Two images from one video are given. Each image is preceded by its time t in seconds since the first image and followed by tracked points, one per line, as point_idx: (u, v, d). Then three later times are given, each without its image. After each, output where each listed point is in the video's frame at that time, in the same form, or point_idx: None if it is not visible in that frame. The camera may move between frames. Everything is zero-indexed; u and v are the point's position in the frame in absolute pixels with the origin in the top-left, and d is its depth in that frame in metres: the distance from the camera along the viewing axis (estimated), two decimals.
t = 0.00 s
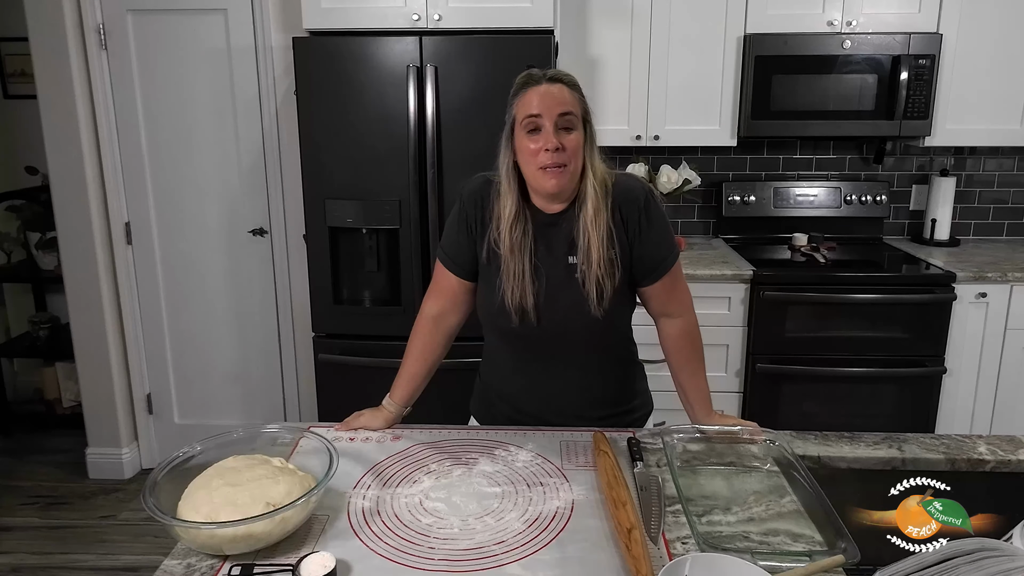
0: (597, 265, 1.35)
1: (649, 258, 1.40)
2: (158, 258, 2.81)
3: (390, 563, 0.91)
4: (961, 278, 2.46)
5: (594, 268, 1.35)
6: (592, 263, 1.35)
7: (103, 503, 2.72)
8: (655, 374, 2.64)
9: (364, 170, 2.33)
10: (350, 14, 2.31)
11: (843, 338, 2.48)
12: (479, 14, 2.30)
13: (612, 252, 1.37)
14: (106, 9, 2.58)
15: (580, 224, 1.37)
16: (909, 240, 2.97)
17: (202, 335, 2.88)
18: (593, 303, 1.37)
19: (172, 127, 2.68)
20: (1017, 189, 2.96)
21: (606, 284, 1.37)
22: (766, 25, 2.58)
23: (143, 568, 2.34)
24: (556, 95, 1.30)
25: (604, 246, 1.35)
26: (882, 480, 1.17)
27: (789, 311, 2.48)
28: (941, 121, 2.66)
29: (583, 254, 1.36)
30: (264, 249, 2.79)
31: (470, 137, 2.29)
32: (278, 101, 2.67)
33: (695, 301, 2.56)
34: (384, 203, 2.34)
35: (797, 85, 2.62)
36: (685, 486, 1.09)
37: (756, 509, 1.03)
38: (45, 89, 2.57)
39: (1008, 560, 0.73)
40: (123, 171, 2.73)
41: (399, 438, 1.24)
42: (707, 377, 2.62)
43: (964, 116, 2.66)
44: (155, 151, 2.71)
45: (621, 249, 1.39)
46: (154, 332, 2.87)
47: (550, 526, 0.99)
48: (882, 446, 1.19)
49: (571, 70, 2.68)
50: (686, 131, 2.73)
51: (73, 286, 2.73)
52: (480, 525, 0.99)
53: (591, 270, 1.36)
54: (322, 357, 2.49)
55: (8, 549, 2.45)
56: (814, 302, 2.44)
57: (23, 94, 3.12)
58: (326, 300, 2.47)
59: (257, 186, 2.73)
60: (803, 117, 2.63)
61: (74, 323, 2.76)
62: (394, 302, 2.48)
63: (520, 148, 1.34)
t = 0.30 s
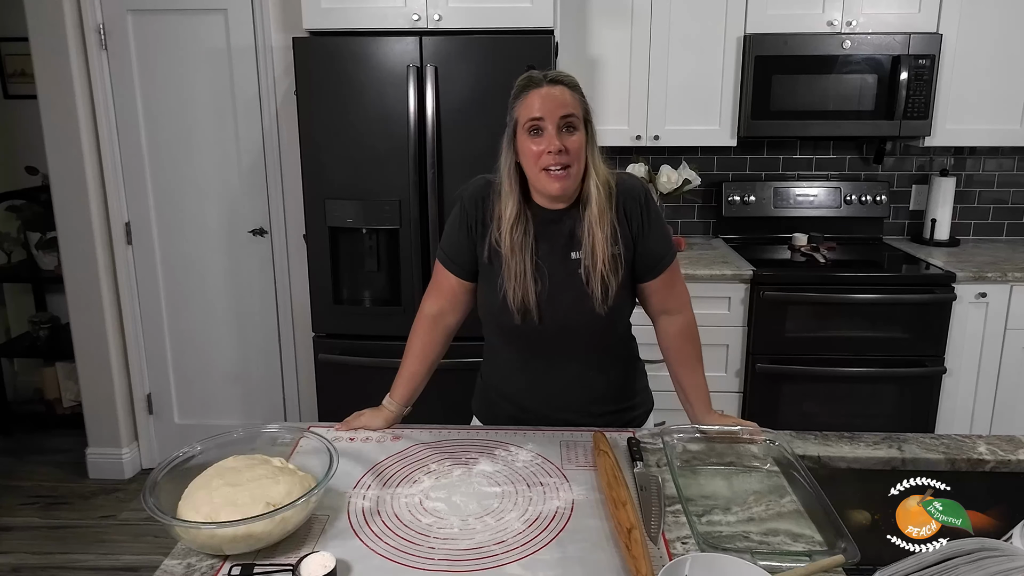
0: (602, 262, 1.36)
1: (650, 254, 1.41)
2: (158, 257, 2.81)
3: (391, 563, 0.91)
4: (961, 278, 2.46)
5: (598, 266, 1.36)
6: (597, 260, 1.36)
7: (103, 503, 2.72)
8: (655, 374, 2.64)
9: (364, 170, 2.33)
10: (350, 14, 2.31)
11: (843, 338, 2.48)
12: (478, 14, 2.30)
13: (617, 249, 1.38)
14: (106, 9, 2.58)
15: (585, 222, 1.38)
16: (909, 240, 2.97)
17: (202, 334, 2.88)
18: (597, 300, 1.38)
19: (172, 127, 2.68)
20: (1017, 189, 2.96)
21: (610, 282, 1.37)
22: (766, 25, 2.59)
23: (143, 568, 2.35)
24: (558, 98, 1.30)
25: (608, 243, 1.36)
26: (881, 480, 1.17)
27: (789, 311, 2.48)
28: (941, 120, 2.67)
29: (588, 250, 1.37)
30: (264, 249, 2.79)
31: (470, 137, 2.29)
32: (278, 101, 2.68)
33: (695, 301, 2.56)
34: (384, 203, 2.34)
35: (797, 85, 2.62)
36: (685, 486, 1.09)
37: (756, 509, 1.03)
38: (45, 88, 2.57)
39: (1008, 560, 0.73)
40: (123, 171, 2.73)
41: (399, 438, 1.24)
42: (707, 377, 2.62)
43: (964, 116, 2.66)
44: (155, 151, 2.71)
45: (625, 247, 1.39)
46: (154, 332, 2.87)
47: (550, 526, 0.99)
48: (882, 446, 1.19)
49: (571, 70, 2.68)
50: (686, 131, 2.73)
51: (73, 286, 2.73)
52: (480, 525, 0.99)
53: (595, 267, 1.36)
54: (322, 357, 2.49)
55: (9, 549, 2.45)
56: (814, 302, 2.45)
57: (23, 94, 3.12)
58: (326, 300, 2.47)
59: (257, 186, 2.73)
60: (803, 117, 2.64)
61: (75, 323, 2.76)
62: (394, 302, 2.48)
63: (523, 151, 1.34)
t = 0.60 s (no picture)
0: (604, 262, 1.36)
1: (652, 253, 1.41)
2: (158, 257, 2.81)
3: (391, 563, 0.91)
4: (961, 278, 2.46)
5: (601, 266, 1.37)
6: (600, 259, 1.36)
7: (103, 503, 2.72)
8: (655, 374, 2.64)
9: (364, 170, 2.33)
10: (350, 14, 2.31)
11: (843, 338, 2.48)
12: (478, 14, 2.30)
13: (620, 249, 1.38)
14: (106, 9, 2.58)
15: (587, 223, 1.38)
16: (909, 240, 2.97)
17: (202, 334, 2.88)
18: (600, 300, 1.38)
19: (172, 128, 2.69)
20: (1017, 189, 2.96)
21: (613, 281, 1.38)
22: (766, 25, 2.59)
23: (143, 568, 2.35)
24: (558, 100, 1.30)
25: (611, 242, 1.37)
26: (882, 480, 1.17)
27: (789, 311, 2.48)
28: (941, 120, 2.67)
29: (591, 250, 1.37)
30: (264, 249, 2.80)
31: (470, 137, 2.29)
32: (278, 101, 2.67)
33: (695, 301, 2.56)
34: (384, 203, 2.34)
35: (797, 85, 2.62)
36: (685, 486, 1.09)
37: (756, 509, 1.03)
38: (45, 87, 2.57)
39: (1008, 560, 0.73)
40: (123, 170, 2.73)
41: (399, 438, 1.24)
42: (707, 377, 2.63)
43: (964, 116, 2.66)
44: (155, 151, 2.71)
45: (628, 247, 1.39)
46: (154, 332, 2.88)
47: (550, 526, 0.99)
48: (882, 446, 1.19)
49: (571, 70, 2.68)
50: (686, 131, 2.73)
51: (73, 286, 2.73)
52: (480, 525, 0.99)
53: (598, 267, 1.37)
54: (322, 357, 2.49)
55: (9, 549, 2.45)
56: (813, 302, 2.45)
57: (23, 94, 3.12)
58: (325, 300, 2.47)
59: (257, 186, 2.73)
60: (803, 117, 2.64)
61: (75, 323, 2.76)
62: (394, 302, 2.48)
63: (523, 153, 1.34)
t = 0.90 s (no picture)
0: (606, 263, 1.36)
1: (653, 254, 1.41)
2: (158, 257, 2.81)
3: (391, 563, 0.91)
4: (961, 278, 2.46)
5: (602, 266, 1.36)
6: (601, 260, 1.36)
7: (104, 503, 2.72)
8: (654, 374, 2.65)
9: (365, 170, 2.33)
10: (350, 14, 2.31)
11: (843, 338, 2.48)
12: (478, 14, 2.30)
13: (620, 249, 1.38)
14: (107, 9, 2.58)
15: (586, 224, 1.38)
16: (909, 240, 2.97)
17: (202, 335, 2.88)
18: (601, 300, 1.38)
19: (172, 128, 2.69)
20: (1017, 189, 2.96)
21: (614, 282, 1.38)
22: (766, 25, 2.59)
23: (144, 568, 2.35)
24: (559, 102, 1.31)
25: (612, 242, 1.37)
26: (881, 480, 1.18)
27: (789, 311, 2.48)
28: (941, 120, 2.67)
29: (592, 251, 1.37)
30: (264, 250, 2.80)
31: (470, 137, 2.29)
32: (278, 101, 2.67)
33: (695, 301, 2.56)
34: (384, 203, 2.34)
35: (797, 85, 2.62)
36: (685, 486, 1.09)
37: (756, 508, 1.03)
38: (46, 87, 2.57)
39: (1008, 560, 0.73)
40: (123, 170, 2.73)
41: (399, 438, 1.24)
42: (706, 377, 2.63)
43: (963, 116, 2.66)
44: (155, 151, 2.71)
45: (628, 248, 1.40)
46: (154, 332, 2.88)
47: (550, 526, 0.99)
48: (882, 446, 1.19)
49: (571, 70, 2.68)
50: (686, 130, 2.73)
51: (73, 286, 2.73)
52: (480, 524, 0.99)
53: (598, 267, 1.37)
54: (322, 357, 2.50)
55: (9, 549, 2.45)
56: (813, 302, 2.45)
57: (24, 94, 3.12)
58: (326, 301, 2.47)
59: (257, 187, 2.73)
60: (803, 117, 2.64)
61: (76, 323, 2.76)
62: (394, 302, 2.49)
63: (524, 155, 1.34)
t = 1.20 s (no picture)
0: (609, 258, 1.37)
1: (655, 252, 1.41)
2: (158, 257, 2.82)
3: (391, 563, 0.91)
4: (961, 278, 2.46)
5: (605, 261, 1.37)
6: (604, 255, 1.37)
7: (104, 503, 2.72)
8: (654, 374, 2.65)
9: (365, 170, 2.33)
10: (350, 14, 2.31)
11: (843, 338, 2.48)
12: (478, 14, 2.30)
13: (624, 245, 1.39)
14: (106, 9, 2.58)
15: (589, 220, 1.38)
16: (909, 240, 2.97)
17: (202, 335, 2.88)
18: (604, 296, 1.39)
19: (172, 128, 2.69)
20: (1017, 189, 2.96)
21: (617, 278, 1.38)
22: (766, 25, 2.59)
23: (144, 568, 2.35)
24: (563, 98, 1.31)
25: (615, 238, 1.37)
26: (881, 479, 1.18)
27: (789, 311, 2.49)
28: (941, 120, 2.67)
29: (595, 246, 1.37)
30: (264, 250, 2.80)
31: (470, 137, 2.29)
32: (278, 101, 2.67)
33: (695, 301, 2.56)
34: (384, 203, 2.34)
35: (797, 85, 2.62)
36: (685, 486, 1.10)
37: (756, 508, 1.03)
38: (47, 87, 2.57)
39: (1007, 559, 0.73)
40: (123, 170, 2.73)
41: (399, 438, 1.24)
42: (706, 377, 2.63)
43: (963, 116, 2.66)
44: (155, 151, 2.72)
45: (632, 244, 1.40)
46: (154, 331, 2.88)
47: (550, 525, 0.99)
48: (881, 446, 1.19)
49: (571, 70, 2.68)
50: (686, 130, 2.73)
51: (73, 285, 2.73)
52: (480, 524, 0.99)
53: (602, 263, 1.37)
54: (322, 357, 2.50)
55: (9, 549, 2.45)
56: (813, 302, 2.45)
57: (24, 94, 3.12)
58: (326, 301, 2.47)
59: (257, 186, 2.73)
60: (802, 117, 2.64)
61: (76, 323, 2.77)
62: (394, 302, 2.49)
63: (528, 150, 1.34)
